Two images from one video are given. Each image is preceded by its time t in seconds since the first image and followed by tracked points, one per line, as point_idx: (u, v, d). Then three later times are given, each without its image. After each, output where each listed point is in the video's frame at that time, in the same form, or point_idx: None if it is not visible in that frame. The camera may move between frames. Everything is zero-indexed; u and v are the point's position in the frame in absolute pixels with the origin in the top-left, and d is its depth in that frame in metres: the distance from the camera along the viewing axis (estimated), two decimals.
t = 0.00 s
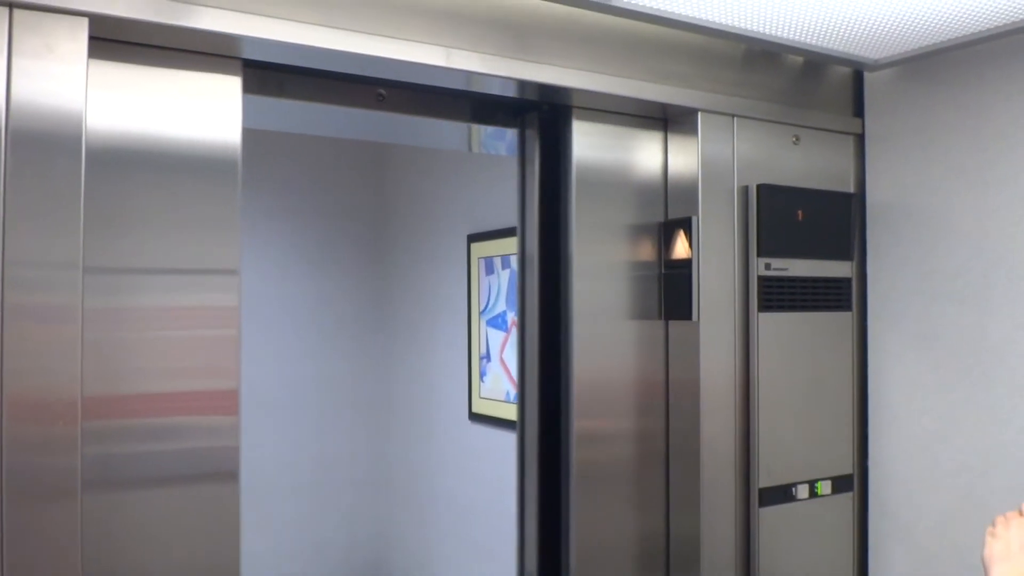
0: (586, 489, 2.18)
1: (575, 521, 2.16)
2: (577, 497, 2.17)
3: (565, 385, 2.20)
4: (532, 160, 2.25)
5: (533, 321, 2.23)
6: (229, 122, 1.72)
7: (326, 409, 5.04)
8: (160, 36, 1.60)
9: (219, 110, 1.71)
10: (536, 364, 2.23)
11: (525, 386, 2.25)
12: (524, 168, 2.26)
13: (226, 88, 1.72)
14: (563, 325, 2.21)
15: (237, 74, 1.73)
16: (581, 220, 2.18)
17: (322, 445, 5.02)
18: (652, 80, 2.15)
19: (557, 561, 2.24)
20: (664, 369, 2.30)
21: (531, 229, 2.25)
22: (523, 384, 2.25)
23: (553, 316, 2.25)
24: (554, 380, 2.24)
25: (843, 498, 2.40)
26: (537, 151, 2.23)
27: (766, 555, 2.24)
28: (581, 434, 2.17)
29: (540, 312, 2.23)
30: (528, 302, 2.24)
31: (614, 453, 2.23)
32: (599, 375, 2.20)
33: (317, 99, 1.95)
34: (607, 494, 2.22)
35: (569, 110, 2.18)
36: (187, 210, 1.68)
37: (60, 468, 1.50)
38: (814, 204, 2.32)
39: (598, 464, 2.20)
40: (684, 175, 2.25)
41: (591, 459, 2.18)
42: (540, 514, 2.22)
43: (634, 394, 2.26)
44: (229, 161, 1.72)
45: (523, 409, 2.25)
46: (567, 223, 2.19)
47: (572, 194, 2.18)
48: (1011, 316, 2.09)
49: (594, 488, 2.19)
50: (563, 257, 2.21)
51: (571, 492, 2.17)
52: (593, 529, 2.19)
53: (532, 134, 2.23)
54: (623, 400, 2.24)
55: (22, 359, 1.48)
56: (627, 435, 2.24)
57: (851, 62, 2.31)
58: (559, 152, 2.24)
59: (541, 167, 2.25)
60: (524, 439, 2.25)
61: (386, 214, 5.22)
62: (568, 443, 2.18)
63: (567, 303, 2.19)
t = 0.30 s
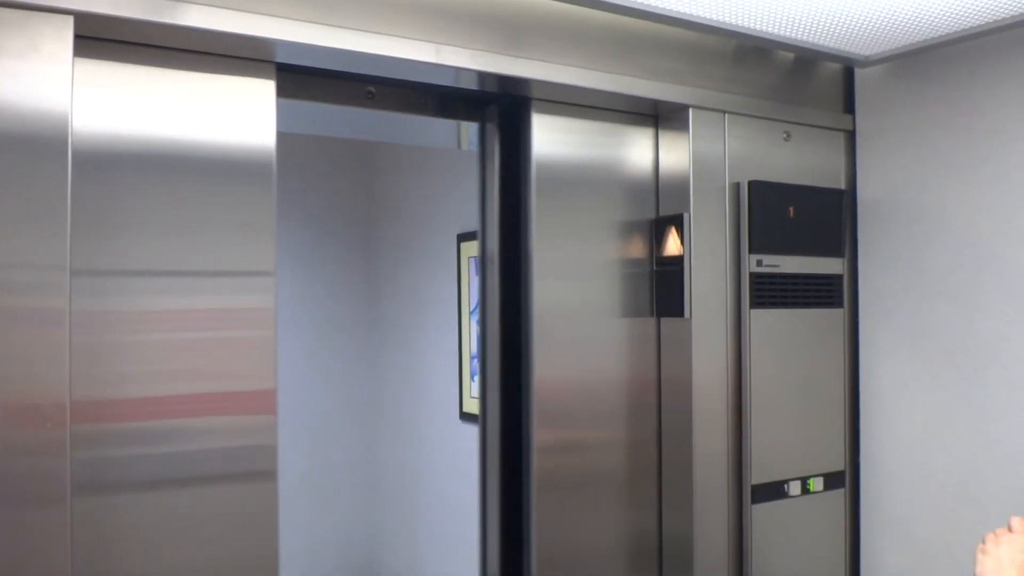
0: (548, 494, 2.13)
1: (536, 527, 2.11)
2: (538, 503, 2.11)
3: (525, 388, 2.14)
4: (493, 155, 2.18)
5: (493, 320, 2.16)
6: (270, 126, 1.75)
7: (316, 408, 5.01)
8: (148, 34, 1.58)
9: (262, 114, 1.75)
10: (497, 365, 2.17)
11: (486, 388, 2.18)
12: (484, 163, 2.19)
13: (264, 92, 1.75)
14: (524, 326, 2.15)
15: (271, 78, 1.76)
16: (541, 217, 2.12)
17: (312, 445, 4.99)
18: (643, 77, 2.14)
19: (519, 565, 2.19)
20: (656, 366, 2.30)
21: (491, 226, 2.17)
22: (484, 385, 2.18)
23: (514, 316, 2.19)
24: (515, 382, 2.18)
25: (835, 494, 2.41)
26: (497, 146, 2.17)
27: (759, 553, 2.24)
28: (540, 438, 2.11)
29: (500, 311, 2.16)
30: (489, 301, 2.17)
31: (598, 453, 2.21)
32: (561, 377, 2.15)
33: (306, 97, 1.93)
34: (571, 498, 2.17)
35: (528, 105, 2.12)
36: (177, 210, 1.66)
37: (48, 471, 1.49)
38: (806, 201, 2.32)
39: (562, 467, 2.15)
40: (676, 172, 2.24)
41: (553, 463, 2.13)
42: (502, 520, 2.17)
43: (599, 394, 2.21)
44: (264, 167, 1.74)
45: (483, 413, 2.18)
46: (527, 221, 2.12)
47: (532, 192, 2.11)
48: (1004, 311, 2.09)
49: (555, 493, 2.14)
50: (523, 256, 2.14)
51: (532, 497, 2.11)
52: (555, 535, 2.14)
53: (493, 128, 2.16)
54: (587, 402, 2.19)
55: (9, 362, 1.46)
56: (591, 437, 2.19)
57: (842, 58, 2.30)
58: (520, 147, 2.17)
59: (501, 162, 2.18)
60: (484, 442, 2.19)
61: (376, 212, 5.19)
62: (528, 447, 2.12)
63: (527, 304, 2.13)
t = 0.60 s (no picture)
0: (495, 497, 2.10)
1: (483, 530, 2.08)
2: (485, 506, 2.08)
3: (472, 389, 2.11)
4: (441, 149, 2.16)
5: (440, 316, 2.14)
6: (285, 124, 1.77)
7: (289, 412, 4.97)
8: (130, 27, 1.56)
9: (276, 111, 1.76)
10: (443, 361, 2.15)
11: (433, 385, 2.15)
12: (432, 157, 2.17)
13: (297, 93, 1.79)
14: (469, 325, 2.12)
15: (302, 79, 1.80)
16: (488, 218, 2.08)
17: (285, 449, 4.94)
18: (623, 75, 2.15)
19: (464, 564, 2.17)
20: (636, 363, 2.32)
21: (439, 223, 2.15)
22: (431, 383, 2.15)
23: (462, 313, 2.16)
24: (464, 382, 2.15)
25: (812, 488, 2.43)
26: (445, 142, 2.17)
27: (738, 547, 2.26)
28: (486, 441, 2.07)
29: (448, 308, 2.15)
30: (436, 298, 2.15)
31: (563, 452, 2.21)
32: (508, 378, 2.11)
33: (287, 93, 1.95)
34: (519, 501, 2.14)
35: (476, 101, 2.08)
36: (159, 206, 1.65)
37: (29, 468, 1.47)
38: (783, 199, 2.34)
39: (516, 467, 2.13)
40: (656, 170, 2.25)
41: (501, 466, 2.10)
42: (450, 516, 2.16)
43: (548, 395, 2.18)
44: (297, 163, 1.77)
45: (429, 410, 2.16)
46: (473, 220, 2.09)
47: (479, 191, 2.07)
48: (978, 307, 2.13)
49: (503, 495, 2.11)
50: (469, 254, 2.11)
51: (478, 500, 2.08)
52: (502, 538, 2.11)
53: (441, 123, 2.15)
54: (536, 403, 2.16)
55: None
56: (540, 438, 2.17)
57: (818, 58, 2.33)
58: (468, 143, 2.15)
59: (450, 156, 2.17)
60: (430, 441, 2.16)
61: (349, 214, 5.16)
62: (475, 450, 2.08)
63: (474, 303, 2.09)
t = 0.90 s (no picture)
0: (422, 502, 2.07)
1: (409, 536, 2.05)
2: (410, 506, 2.05)
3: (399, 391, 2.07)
4: (368, 143, 2.11)
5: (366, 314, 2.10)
6: (250, 120, 1.76)
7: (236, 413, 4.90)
8: (93, 19, 1.53)
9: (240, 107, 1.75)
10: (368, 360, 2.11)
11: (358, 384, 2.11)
12: (359, 152, 2.11)
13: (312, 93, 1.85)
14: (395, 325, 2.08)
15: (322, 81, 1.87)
16: (431, 218, 2.08)
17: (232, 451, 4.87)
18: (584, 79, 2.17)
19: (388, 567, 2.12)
20: (594, 366, 2.34)
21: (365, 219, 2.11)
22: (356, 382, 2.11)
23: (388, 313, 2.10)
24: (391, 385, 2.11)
25: (762, 487, 2.48)
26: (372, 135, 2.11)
27: (691, 546, 2.30)
28: (412, 445, 2.04)
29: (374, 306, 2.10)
30: (361, 296, 2.10)
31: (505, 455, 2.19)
32: (437, 382, 2.08)
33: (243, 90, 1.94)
34: (448, 506, 2.11)
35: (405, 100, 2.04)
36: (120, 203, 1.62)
37: None
38: (738, 203, 2.39)
39: (456, 469, 2.11)
40: (615, 174, 2.27)
41: (437, 467, 2.08)
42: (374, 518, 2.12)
43: (480, 398, 2.15)
44: (269, 161, 1.79)
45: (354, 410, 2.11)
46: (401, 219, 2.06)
47: (407, 191, 2.04)
48: (924, 311, 2.21)
49: (430, 500, 2.08)
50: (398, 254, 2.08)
51: (404, 504, 2.05)
52: (429, 544, 2.08)
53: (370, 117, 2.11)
54: (467, 407, 2.13)
55: None
56: (471, 442, 2.14)
57: (773, 66, 2.38)
58: (395, 138, 2.09)
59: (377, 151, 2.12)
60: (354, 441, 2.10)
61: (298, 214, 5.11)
62: (402, 454, 2.05)
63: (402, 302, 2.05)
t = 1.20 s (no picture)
0: (353, 505, 2.04)
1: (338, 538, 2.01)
2: (342, 510, 2.02)
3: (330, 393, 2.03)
4: (302, 142, 2.03)
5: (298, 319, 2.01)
6: (194, 119, 1.80)
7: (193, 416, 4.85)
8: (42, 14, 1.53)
9: (190, 106, 1.80)
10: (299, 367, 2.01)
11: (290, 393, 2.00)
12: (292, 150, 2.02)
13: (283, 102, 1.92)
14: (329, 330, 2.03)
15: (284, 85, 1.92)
16: (379, 216, 2.08)
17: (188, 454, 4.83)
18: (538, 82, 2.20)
19: None
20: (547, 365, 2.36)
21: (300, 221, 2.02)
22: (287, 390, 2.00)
23: (320, 315, 2.04)
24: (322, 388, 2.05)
25: (712, 486, 2.52)
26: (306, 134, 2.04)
27: (642, 544, 2.33)
28: (344, 445, 2.01)
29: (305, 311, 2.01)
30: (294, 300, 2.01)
31: (444, 457, 2.18)
32: (372, 382, 2.06)
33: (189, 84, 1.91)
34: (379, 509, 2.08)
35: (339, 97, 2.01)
36: (70, 204, 1.66)
37: None
38: (690, 206, 2.42)
39: (401, 471, 2.11)
40: (568, 177, 2.30)
41: (384, 468, 2.08)
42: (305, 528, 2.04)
43: (417, 400, 2.14)
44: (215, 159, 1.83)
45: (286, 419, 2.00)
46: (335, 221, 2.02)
47: (342, 187, 2.01)
48: (869, 313, 2.27)
49: (360, 503, 2.05)
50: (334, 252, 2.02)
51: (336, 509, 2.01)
52: (359, 548, 2.04)
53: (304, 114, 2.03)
54: (403, 408, 2.11)
55: None
56: (406, 444, 2.12)
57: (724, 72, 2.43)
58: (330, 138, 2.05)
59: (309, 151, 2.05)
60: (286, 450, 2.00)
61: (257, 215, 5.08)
62: (333, 455, 2.01)
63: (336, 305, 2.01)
